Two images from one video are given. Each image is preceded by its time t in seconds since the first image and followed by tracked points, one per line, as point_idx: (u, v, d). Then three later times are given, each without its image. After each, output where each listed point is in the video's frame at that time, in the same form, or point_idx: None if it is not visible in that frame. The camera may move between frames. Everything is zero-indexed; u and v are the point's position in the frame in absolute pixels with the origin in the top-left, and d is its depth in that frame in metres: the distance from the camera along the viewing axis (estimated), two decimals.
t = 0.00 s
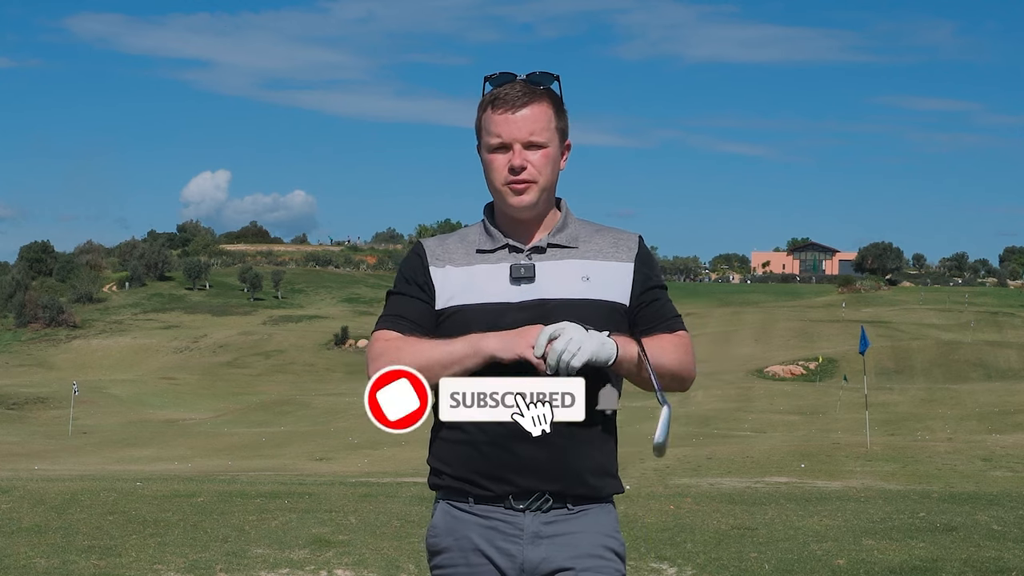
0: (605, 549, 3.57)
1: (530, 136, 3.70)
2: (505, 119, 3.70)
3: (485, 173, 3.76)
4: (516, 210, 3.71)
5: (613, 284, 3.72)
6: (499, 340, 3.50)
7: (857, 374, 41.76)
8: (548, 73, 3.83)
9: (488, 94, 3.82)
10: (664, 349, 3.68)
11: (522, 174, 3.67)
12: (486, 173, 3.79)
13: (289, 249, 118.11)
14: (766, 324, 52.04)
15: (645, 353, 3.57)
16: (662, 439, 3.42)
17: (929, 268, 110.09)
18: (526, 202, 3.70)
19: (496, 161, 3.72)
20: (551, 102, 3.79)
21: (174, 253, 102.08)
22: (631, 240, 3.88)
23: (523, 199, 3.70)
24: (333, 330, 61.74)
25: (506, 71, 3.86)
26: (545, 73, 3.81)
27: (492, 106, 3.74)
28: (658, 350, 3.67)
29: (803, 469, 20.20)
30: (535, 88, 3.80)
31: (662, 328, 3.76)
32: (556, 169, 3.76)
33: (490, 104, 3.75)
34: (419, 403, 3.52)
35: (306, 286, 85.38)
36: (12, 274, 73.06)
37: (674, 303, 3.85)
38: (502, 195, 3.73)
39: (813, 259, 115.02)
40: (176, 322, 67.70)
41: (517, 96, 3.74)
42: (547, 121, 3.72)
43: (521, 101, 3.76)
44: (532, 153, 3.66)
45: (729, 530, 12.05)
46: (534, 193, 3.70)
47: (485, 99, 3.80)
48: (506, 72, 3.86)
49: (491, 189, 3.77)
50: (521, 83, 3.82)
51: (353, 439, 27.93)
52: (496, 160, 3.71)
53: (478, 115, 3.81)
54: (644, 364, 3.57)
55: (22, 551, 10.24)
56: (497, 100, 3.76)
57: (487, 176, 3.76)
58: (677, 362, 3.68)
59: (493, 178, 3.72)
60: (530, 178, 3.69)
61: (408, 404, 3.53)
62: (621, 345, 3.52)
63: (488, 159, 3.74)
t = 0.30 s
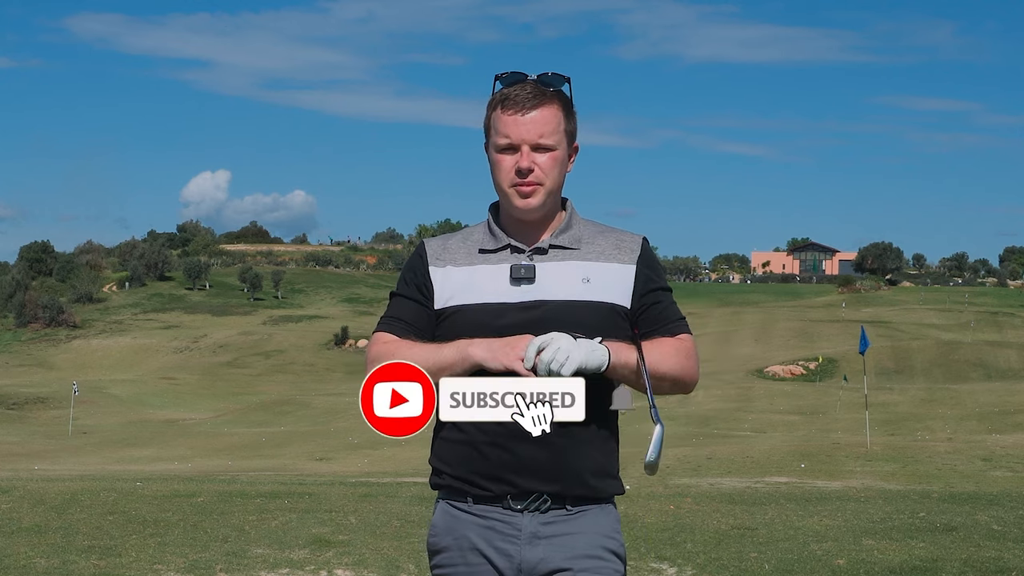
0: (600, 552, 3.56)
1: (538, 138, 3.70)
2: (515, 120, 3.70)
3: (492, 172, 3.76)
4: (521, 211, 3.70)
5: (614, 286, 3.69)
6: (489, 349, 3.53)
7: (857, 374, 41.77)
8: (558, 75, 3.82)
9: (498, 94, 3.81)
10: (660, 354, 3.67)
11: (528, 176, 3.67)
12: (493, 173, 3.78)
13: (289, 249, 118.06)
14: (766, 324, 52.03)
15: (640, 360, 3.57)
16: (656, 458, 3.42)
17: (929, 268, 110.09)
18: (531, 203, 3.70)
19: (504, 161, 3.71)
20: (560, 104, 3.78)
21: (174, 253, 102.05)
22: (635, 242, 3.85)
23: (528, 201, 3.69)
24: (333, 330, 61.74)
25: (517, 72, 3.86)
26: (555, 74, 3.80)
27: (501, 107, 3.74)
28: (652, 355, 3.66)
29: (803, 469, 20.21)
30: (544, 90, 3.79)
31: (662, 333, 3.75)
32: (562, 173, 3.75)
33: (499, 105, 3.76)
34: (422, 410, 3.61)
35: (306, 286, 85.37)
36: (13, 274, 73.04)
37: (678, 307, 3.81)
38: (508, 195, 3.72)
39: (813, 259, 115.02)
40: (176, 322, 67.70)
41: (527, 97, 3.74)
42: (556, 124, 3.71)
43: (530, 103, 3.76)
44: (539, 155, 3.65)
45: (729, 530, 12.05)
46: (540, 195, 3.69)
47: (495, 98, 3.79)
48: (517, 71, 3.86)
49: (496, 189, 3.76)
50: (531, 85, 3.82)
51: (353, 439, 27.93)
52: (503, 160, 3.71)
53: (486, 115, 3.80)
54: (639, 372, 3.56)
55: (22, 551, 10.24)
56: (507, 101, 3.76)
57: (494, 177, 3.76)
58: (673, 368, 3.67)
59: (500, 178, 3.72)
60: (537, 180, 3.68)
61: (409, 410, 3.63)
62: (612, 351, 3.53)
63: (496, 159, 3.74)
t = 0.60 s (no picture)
0: (605, 550, 3.55)
1: (551, 134, 3.69)
2: (529, 114, 3.68)
3: (504, 166, 3.75)
4: (530, 207, 3.69)
5: (621, 285, 3.67)
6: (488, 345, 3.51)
7: (857, 374, 41.77)
8: (574, 75, 3.83)
9: (513, 89, 3.81)
10: (665, 353, 3.68)
11: (540, 171, 3.65)
12: (503, 167, 3.78)
13: (289, 249, 118.04)
14: (766, 324, 52.03)
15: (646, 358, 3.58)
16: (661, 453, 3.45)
17: (930, 268, 110.11)
18: (540, 200, 3.69)
19: (514, 156, 3.71)
20: (575, 101, 3.78)
21: (175, 253, 102.04)
22: (645, 241, 3.83)
23: (539, 197, 3.68)
24: (333, 330, 61.73)
25: (533, 69, 3.87)
26: (570, 73, 3.82)
27: (515, 101, 3.74)
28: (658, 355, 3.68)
29: (803, 469, 20.21)
30: (559, 87, 3.79)
31: (670, 333, 3.75)
32: (573, 170, 3.73)
33: (514, 99, 3.76)
34: (421, 410, 3.74)
35: (306, 286, 85.39)
36: (13, 274, 73.03)
37: (687, 308, 3.81)
38: (519, 191, 3.71)
39: (813, 259, 115.07)
40: (176, 322, 67.68)
41: (543, 93, 3.73)
42: (570, 120, 3.71)
43: (547, 99, 3.75)
44: (551, 149, 3.65)
45: (729, 530, 12.05)
46: (549, 191, 3.68)
47: (509, 94, 3.80)
48: (533, 70, 3.87)
49: (506, 184, 3.76)
50: (547, 81, 3.82)
51: (353, 439, 27.93)
52: (514, 154, 3.71)
53: (500, 110, 3.80)
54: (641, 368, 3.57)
55: (22, 551, 10.24)
56: (522, 95, 3.75)
57: (503, 172, 3.75)
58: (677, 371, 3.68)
59: (511, 172, 3.71)
60: (547, 176, 3.67)
61: (408, 409, 3.78)
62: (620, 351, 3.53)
63: (507, 155, 3.73)
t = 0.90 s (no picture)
0: (700, 575, 3.46)
1: (612, 120, 3.48)
2: (584, 102, 3.49)
3: (561, 161, 3.55)
4: (597, 203, 3.50)
5: (705, 285, 3.52)
6: (568, 366, 3.36)
7: (857, 374, 41.78)
8: (629, 50, 3.62)
9: (563, 75, 3.60)
10: (751, 358, 3.55)
11: (603, 165, 3.46)
12: (562, 162, 3.58)
13: (289, 249, 118.17)
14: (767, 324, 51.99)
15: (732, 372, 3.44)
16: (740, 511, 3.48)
17: (929, 268, 110.19)
18: (608, 195, 3.49)
19: (574, 149, 3.51)
20: (634, 79, 3.57)
21: (175, 253, 102.13)
22: (725, 233, 3.69)
23: (606, 192, 3.49)
24: (333, 330, 61.75)
25: (582, 48, 3.66)
26: (626, 48, 3.61)
27: (567, 89, 3.53)
28: (744, 357, 3.54)
29: (803, 469, 20.21)
30: (614, 67, 3.58)
31: (757, 338, 3.62)
32: (638, 159, 3.54)
33: (566, 86, 3.55)
34: (420, 410, 3.62)
35: (306, 286, 85.45)
36: (12, 274, 73.10)
37: (771, 307, 3.67)
38: (582, 187, 3.52)
39: (812, 259, 115.21)
40: (176, 322, 67.72)
41: (597, 75, 3.53)
42: (630, 104, 3.50)
43: (601, 83, 3.54)
44: (614, 140, 3.44)
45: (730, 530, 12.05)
46: (616, 185, 3.48)
47: (561, 79, 3.58)
48: (582, 49, 3.66)
49: (568, 179, 3.56)
50: (599, 61, 3.62)
51: (353, 439, 27.93)
52: (573, 148, 3.51)
53: (552, 98, 3.60)
54: (729, 383, 3.43)
55: (21, 551, 10.23)
56: (574, 82, 3.54)
57: (564, 168, 3.55)
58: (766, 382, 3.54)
59: (572, 168, 3.51)
60: (613, 168, 3.47)
61: (407, 409, 3.68)
62: (704, 367, 3.38)
63: (566, 146, 3.53)
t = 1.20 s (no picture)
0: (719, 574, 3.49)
1: (632, 127, 3.56)
2: (605, 107, 3.57)
3: (580, 164, 3.63)
4: (613, 208, 3.59)
5: (718, 288, 3.61)
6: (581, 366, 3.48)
7: (857, 374, 41.79)
8: (653, 57, 3.70)
9: (586, 80, 3.69)
10: (772, 353, 3.71)
11: (621, 171, 3.53)
12: (580, 165, 3.66)
13: (289, 249, 118.10)
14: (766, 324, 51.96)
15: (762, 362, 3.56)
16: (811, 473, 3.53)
17: (929, 268, 110.13)
18: (623, 200, 3.58)
19: (593, 154, 3.59)
20: (655, 88, 3.66)
21: (174, 253, 102.07)
22: (740, 236, 3.74)
23: (621, 198, 3.57)
24: (333, 330, 61.72)
25: (607, 55, 3.75)
26: (650, 56, 3.69)
27: (589, 94, 3.61)
28: (766, 355, 3.67)
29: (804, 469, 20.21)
30: (638, 75, 3.67)
31: (773, 337, 3.73)
32: (657, 165, 3.61)
33: (588, 91, 3.63)
34: (421, 410, 3.67)
35: (306, 286, 85.40)
36: (12, 274, 73.08)
37: (785, 309, 3.77)
38: (598, 192, 3.60)
39: (812, 259, 115.13)
40: (176, 322, 67.70)
41: (620, 82, 3.61)
42: (651, 111, 3.58)
43: (622, 89, 3.62)
44: (633, 147, 3.52)
45: (730, 530, 12.06)
46: (632, 191, 3.56)
47: (583, 83, 3.67)
48: (607, 56, 3.74)
49: (583, 183, 3.65)
50: (624, 67, 3.69)
51: (354, 439, 27.94)
52: (593, 152, 3.58)
53: (574, 102, 3.68)
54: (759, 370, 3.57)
55: (21, 551, 10.23)
56: (597, 88, 3.62)
57: (582, 171, 3.64)
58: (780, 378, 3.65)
59: (590, 172, 3.59)
60: (630, 175, 3.55)
61: (407, 409, 3.70)
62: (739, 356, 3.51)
63: (585, 149, 3.61)
